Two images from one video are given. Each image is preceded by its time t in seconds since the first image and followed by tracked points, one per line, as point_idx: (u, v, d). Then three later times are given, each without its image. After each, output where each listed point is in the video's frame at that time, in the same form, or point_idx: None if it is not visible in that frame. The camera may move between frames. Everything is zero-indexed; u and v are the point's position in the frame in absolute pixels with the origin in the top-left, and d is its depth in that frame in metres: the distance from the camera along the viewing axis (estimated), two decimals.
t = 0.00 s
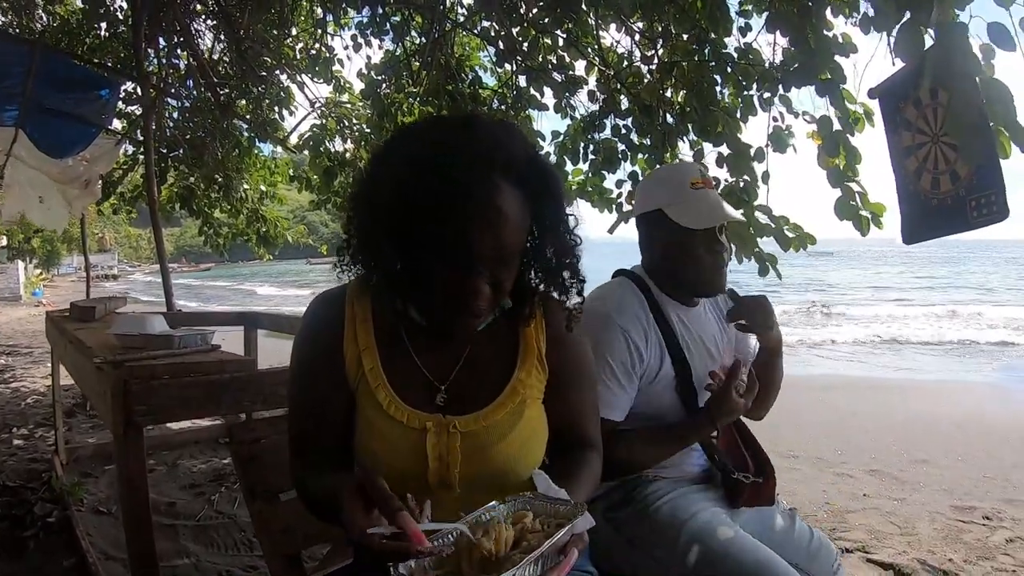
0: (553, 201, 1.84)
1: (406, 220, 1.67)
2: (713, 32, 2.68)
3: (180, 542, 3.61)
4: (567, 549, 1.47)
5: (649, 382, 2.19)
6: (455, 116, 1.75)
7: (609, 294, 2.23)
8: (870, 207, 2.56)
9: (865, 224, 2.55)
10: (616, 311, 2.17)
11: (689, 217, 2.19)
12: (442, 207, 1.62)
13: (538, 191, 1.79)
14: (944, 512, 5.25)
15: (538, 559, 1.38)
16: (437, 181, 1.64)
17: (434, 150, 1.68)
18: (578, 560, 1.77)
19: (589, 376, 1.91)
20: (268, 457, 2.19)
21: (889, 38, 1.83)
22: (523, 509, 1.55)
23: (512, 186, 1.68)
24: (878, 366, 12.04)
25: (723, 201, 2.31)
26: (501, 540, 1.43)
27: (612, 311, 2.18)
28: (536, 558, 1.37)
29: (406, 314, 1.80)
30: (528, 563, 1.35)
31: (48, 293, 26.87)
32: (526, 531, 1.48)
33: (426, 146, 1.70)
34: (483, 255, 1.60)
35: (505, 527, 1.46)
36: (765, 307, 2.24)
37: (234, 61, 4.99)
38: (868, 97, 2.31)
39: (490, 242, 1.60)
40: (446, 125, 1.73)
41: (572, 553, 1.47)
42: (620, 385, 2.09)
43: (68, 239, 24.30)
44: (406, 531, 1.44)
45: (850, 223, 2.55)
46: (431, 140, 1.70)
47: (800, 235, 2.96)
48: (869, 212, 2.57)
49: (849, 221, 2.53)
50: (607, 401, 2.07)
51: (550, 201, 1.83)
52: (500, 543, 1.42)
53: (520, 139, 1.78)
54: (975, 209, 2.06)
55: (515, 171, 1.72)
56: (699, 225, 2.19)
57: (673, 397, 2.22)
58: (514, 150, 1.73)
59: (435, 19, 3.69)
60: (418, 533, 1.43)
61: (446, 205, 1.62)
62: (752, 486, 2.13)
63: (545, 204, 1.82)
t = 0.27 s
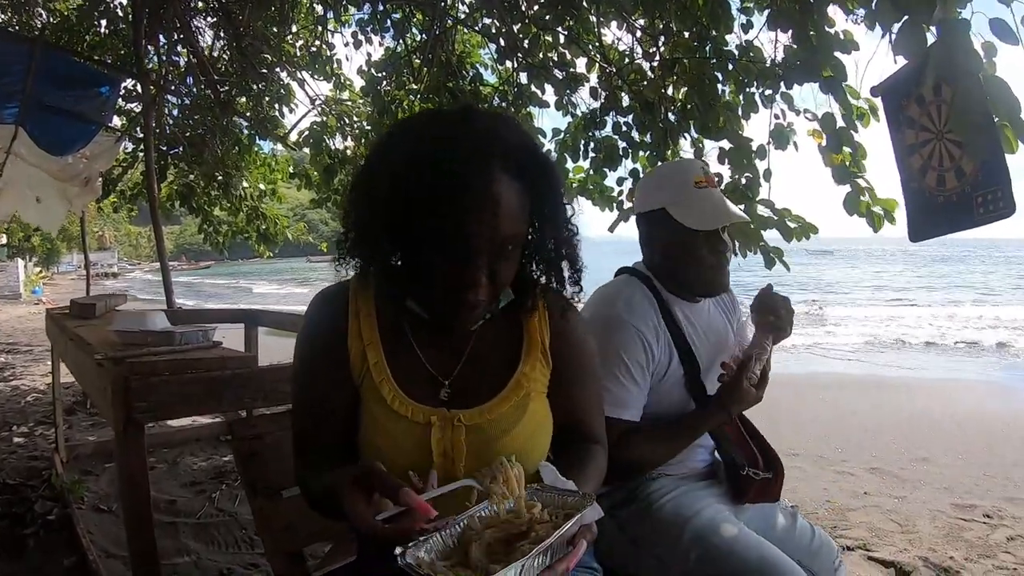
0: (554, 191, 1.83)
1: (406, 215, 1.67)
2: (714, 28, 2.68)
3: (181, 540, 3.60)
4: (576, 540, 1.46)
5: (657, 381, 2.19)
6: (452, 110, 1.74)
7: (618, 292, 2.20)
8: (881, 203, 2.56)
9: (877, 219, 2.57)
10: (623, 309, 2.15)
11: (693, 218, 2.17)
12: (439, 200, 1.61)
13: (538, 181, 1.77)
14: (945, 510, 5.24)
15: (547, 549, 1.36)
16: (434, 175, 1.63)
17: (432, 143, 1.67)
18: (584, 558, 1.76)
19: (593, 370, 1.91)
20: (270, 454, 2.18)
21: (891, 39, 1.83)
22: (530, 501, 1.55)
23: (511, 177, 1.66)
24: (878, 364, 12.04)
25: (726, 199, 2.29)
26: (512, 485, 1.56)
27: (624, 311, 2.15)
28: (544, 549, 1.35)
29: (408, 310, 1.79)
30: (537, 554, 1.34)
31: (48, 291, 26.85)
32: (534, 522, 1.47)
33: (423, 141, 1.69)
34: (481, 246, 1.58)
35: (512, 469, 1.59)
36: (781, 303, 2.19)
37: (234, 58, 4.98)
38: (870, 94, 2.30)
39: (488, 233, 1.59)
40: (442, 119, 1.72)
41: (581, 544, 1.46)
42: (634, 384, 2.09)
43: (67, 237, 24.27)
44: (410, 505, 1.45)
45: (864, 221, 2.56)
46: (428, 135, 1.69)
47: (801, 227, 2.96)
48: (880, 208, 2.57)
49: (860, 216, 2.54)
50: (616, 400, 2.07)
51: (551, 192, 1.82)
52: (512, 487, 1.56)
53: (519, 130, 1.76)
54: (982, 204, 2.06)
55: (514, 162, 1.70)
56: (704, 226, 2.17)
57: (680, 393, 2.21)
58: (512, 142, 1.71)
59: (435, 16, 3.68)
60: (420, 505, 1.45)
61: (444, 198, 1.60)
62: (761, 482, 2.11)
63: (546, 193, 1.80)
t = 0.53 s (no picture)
0: (546, 192, 1.85)
1: (407, 215, 1.69)
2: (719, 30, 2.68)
3: (183, 539, 3.61)
4: (582, 535, 1.47)
5: (658, 384, 2.19)
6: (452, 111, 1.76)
7: (618, 294, 2.21)
8: (886, 201, 2.57)
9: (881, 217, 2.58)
10: (623, 311, 2.16)
11: (690, 222, 2.18)
12: (443, 198, 1.63)
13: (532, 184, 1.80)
14: (946, 513, 5.25)
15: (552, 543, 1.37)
16: (437, 173, 1.65)
17: (433, 143, 1.69)
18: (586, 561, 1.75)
19: (596, 370, 1.91)
20: (274, 455, 2.18)
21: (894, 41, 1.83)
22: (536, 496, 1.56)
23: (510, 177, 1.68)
24: (878, 365, 12.04)
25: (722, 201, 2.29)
26: (514, 478, 1.59)
27: (623, 313, 2.15)
28: (550, 543, 1.36)
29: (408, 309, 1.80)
30: (542, 547, 1.35)
31: (48, 288, 26.82)
32: (540, 515, 1.48)
33: (425, 140, 1.71)
34: (482, 245, 1.60)
35: (514, 463, 1.62)
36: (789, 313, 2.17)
37: (237, 57, 4.98)
38: (878, 95, 2.29)
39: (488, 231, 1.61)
40: (443, 119, 1.74)
41: (587, 539, 1.46)
42: (633, 387, 2.09)
43: (68, 234, 24.27)
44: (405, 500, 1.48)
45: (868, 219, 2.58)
46: (429, 134, 1.71)
47: (800, 229, 2.96)
48: (885, 207, 2.58)
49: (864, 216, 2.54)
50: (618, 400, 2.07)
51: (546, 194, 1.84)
52: (514, 481, 1.59)
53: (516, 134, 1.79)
54: (983, 209, 2.05)
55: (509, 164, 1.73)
56: (701, 229, 2.17)
57: (681, 397, 2.20)
58: (510, 144, 1.74)
59: (439, 16, 3.67)
60: (418, 498, 1.49)
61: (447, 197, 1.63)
62: (764, 482, 2.12)
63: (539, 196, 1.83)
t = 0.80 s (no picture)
0: (531, 205, 1.90)
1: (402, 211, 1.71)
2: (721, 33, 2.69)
3: (181, 540, 3.60)
4: (582, 523, 1.46)
5: (650, 385, 2.19)
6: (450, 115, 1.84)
7: (610, 297, 2.22)
8: (877, 208, 2.57)
9: (875, 223, 2.56)
10: (615, 315, 2.16)
11: (688, 226, 2.17)
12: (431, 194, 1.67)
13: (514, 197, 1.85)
14: (945, 517, 5.24)
15: (549, 528, 1.37)
16: (430, 169, 1.70)
17: (429, 142, 1.76)
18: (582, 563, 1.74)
19: (595, 372, 1.91)
20: (273, 457, 2.18)
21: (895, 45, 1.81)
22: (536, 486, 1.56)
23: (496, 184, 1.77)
24: (877, 369, 12.04)
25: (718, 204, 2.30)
26: (506, 457, 1.61)
27: (613, 314, 2.17)
28: (546, 528, 1.36)
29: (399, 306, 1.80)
30: (538, 531, 1.36)
31: (48, 286, 26.85)
32: (537, 502, 1.49)
33: (423, 138, 1.77)
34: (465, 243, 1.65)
35: (506, 443, 1.63)
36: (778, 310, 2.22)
37: (238, 57, 4.99)
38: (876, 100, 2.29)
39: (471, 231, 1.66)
40: (440, 122, 1.81)
41: (586, 527, 1.46)
42: (626, 389, 2.11)
43: (68, 232, 24.26)
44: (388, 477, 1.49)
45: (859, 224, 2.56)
46: (427, 132, 1.78)
47: (805, 234, 2.95)
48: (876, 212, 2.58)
49: (858, 221, 2.54)
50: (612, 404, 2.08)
51: (530, 207, 1.89)
52: (506, 461, 1.61)
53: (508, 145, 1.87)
54: (977, 215, 2.06)
55: (497, 173, 1.80)
56: (698, 233, 2.17)
57: (677, 400, 2.20)
58: (500, 154, 1.82)
59: (440, 18, 3.67)
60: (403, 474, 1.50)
61: (434, 192, 1.67)
62: (760, 486, 2.13)
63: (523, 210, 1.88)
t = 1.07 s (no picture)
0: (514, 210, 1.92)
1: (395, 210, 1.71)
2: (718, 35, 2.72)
3: (178, 540, 3.60)
4: (587, 502, 1.51)
5: (644, 385, 2.19)
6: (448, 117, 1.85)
7: (602, 301, 2.23)
8: (869, 218, 2.58)
9: (862, 234, 2.55)
10: (606, 316, 2.17)
11: (703, 224, 2.16)
12: (421, 192, 1.69)
13: (501, 203, 1.87)
14: (943, 520, 5.24)
15: (556, 502, 1.41)
16: (421, 167, 1.72)
17: (424, 140, 1.77)
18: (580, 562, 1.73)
19: (589, 368, 1.90)
20: (270, 457, 2.17)
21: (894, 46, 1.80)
22: (541, 455, 1.59)
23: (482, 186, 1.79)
24: (876, 372, 12.05)
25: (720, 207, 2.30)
26: (485, 405, 1.61)
27: (604, 317, 2.18)
28: (552, 502, 1.39)
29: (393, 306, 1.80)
30: (547, 505, 1.40)
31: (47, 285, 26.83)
32: (546, 473, 1.51)
33: (418, 136, 1.78)
34: (448, 243, 1.67)
35: (485, 390, 1.63)
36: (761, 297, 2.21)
37: (238, 57, 4.99)
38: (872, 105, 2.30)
39: (455, 232, 1.68)
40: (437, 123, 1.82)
41: (590, 507, 1.50)
42: (617, 390, 2.11)
43: (67, 232, 24.23)
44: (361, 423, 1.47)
45: (849, 236, 2.55)
46: (423, 131, 1.78)
47: (805, 234, 2.96)
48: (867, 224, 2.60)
49: (847, 232, 2.53)
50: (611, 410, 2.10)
51: (513, 214, 1.91)
52: (486, 407, 1.61)
53: (499, 153, 1.89)
54: (970, 220, 2.06)
55: (485, 178, 1.83)
56: (715, 230, 2.16)
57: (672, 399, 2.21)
58: (491, 160, 1.84)
59: (441, 18, 3.67)
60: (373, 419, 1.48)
61: (422, 191, 1.68)
62: (756, 488, 2.13)
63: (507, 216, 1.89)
